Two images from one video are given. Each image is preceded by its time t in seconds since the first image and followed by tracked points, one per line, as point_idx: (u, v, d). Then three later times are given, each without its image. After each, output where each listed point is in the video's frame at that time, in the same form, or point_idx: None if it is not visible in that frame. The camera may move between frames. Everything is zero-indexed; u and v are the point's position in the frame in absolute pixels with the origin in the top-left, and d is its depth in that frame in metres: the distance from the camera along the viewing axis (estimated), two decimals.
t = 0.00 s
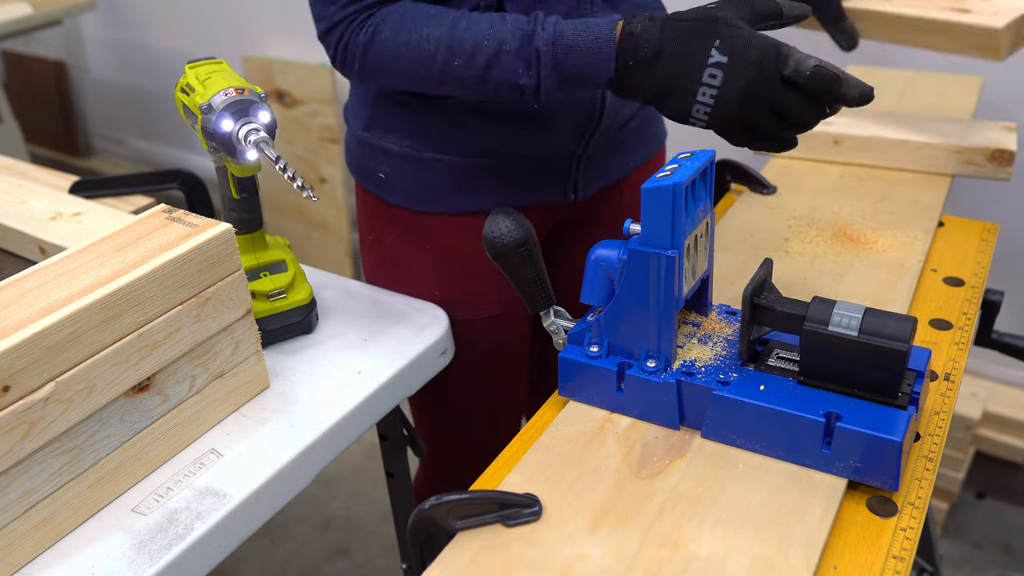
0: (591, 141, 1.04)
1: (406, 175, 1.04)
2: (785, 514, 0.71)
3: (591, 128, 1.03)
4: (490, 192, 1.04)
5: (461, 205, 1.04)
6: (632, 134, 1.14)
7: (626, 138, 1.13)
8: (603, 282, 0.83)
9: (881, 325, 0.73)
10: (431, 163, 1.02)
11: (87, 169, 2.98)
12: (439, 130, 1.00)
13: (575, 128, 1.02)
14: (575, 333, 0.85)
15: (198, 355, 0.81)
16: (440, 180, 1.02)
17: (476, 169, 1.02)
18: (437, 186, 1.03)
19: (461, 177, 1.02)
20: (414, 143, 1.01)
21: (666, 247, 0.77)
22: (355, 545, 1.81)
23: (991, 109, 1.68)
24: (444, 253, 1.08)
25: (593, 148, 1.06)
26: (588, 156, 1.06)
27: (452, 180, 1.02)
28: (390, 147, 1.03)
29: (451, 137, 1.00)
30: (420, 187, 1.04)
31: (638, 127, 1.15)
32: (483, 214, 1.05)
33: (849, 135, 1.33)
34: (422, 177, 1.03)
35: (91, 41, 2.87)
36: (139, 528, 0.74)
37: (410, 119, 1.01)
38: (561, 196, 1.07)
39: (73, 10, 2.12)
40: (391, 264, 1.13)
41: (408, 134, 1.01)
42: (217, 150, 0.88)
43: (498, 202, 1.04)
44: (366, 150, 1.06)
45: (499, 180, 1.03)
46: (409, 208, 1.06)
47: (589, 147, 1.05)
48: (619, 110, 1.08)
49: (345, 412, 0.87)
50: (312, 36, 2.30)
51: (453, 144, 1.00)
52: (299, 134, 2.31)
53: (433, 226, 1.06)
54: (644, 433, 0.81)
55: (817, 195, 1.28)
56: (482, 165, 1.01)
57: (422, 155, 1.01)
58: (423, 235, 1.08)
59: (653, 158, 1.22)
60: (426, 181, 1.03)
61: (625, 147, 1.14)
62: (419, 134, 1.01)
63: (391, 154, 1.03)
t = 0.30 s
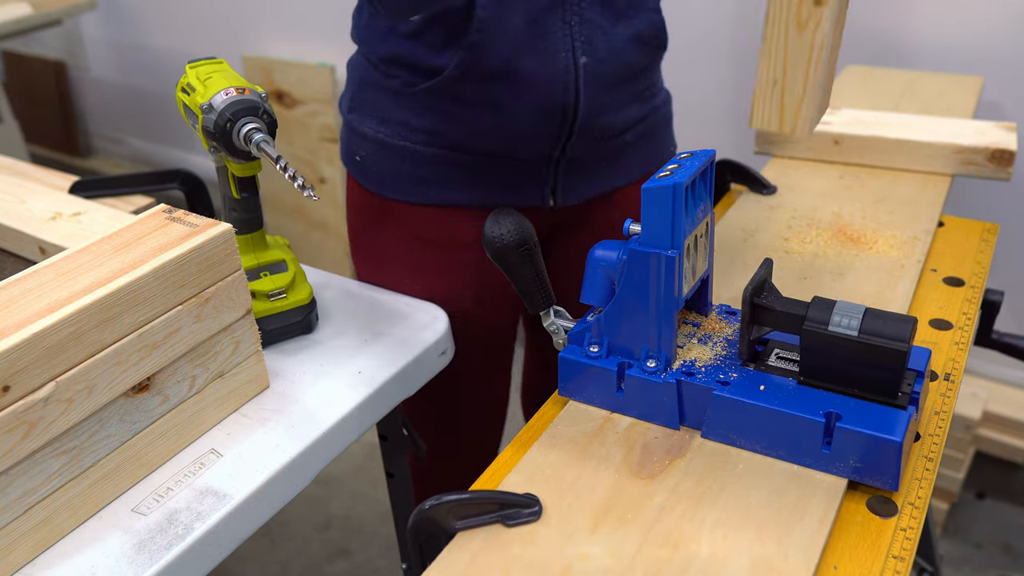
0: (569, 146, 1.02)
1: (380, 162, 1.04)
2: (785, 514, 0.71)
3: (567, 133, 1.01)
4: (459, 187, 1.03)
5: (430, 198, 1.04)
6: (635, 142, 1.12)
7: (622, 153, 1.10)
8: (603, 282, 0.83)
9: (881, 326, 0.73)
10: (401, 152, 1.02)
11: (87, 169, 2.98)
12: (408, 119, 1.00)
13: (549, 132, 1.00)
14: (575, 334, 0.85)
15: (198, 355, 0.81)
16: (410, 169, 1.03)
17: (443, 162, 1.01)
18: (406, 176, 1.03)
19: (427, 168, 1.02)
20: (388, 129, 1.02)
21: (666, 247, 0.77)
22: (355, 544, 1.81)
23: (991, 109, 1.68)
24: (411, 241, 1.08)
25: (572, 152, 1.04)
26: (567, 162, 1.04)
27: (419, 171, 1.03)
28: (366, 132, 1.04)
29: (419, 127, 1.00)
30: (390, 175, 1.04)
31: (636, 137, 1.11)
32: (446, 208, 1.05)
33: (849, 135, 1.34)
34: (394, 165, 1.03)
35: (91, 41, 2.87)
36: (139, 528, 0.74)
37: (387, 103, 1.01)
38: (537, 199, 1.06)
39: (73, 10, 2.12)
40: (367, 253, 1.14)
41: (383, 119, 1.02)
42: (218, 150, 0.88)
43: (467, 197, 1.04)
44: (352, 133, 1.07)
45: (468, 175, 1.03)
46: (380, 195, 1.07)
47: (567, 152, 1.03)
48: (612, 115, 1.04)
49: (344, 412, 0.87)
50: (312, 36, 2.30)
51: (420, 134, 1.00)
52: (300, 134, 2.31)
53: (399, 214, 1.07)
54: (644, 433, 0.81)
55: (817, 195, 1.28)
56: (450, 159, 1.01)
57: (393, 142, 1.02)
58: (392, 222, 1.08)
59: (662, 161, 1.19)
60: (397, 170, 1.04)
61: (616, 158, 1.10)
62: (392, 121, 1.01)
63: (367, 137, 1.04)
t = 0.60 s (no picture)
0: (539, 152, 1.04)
1: (352, 150, 1.06)
2: (785, 514, 0.71)
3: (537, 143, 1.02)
4: (430, 183, 1.04)
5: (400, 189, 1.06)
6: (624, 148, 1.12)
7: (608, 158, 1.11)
8: (603, 282, 0.83)
9: (881, 326, 0.73)
10: (375, 143, 1.03)
11: (87, 169, 2.98)
12: (380, 111, 1.01)
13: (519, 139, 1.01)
14: (575, 334, 0.85)
15: (198, 355, 0.81)
16: (380, 161, 1.04)
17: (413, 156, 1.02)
18: (376, 166, 1.05)
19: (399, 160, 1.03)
20: (363, 118, 1.03)
21: (666, 247, 0.77)
22: (355, 544, 1.81)
23: (991, 109, 1.68)
24: (389, 231, 1.10)
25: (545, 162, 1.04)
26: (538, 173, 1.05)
27: (390, 163, 1.04)
28: (342, 119, 1.05)
29: (392, 120, 1.00)
30: (362, 163, 1.06)
31: (613, 150, 1.11)
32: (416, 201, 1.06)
33: (849, 135, 1.34)
34: (365, 154, 1.05)
35: (91, 41, 2.87)
36: (139, 528, 0.74)
37: (363, 93, 1.02)
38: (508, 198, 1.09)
39: (73, 10, 2.12)
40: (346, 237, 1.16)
41: (358, 109, 1.03)
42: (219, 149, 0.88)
43: (436, 193, 1.05)
44: (330, 119, 1.08)
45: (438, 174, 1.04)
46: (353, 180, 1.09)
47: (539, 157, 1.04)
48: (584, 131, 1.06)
49: (345, 412, 0.87)
50: (312, 36, 2.30)
51: (392, 126, 1.01)
52: (299, 134, 2.31)
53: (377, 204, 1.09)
54: (644, 433, 0.81)
55: (817, 195, 1.28)
56: (420, 157, 1.02)
57: (365, 132, 1.03)
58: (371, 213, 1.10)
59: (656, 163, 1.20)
60: (368, 159, 1.05)
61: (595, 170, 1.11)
62: (366, 112, 1.02)
63: (344, 125, 1.05)
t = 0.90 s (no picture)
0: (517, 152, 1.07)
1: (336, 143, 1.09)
2: (785, 515, 0.71)
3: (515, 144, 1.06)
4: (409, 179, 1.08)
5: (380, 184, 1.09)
6: (610, 148, 1.14)
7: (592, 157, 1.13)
8: (602, 283, 0.83)
9: (874, 325, 0.73)
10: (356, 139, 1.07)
11: (87, 169, 2.98)
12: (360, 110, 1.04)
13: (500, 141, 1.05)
14: (575, 334, 0.85)
15: (198, 355, 0.81)
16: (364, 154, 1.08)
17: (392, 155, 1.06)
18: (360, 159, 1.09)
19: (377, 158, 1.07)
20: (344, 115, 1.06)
21: (665, 247, 0.77)
22: (354, 544, 1.81)
23: (991, 109, 1.68)
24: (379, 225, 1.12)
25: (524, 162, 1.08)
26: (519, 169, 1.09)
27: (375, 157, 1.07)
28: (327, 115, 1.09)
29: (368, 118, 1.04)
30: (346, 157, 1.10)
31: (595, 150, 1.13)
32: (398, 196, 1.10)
33: (849, 135, 1.34)
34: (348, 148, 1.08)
35: (91, 41, 2.87)
36: (139, 528, 0.74)
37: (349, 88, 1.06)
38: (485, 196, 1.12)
39: (73, 10, 2.11)
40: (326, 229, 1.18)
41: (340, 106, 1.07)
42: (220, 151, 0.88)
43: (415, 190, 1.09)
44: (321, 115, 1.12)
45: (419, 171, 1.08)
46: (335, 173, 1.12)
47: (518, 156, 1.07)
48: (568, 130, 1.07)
49: (344, 412, 0.87)
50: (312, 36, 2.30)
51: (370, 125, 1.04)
52: (299, 133, 2.31)
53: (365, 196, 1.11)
54: (644, 433, 0.81)
55: (817, 195, 1.28)
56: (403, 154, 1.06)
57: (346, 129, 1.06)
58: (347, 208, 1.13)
59: (646, 165, 1.22)
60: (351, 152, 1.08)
61: (576, 169, 1.13)
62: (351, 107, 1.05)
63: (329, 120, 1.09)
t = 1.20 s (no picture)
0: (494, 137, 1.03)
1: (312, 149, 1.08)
2: (785, 515, 0.71)
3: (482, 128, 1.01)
4: (388, 174, 1.05)
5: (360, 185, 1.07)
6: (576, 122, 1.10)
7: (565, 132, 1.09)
8: (602, 282, 0.83)
9: (875, 325, 0.73)
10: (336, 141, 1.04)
11: (87, 169, 2.98)
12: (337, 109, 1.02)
13: (467, 128, 1.00)
14: (575, 334, 0.85)
15: (198, 355, 0.81)
16: (338, 157, 1.05)
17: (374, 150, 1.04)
18: (336, 163, 1.06)
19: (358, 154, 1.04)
20: (320, 118, 1.04)
21: (665, 247, 0.77)
22: (354, 545, 1.81)
23: (991, 109, 1.68)
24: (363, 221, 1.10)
25: (498, 146, 1.04)
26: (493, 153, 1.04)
27: (350, 158, 1.05)
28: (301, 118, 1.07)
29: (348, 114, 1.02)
30: (321, 162, 1.07)
31: (565, 125, 1.08)
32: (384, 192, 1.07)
33: (849, 135, 1.34)
34: (323, 153, 1.06)
35: (91, 41, 2.87)
36: (139, 528, 0.74)
37: (317, 93, 1.04)
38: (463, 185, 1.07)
39: (73, 10, 2.11)
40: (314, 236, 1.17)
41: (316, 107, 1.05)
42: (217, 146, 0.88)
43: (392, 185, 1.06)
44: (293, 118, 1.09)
45: (393, 166, 1.05)
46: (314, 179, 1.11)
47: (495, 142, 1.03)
48: (535, 108, 1.03)
49: (345, 412, 0.87)
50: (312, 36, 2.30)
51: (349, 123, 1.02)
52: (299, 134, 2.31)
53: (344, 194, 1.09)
54: (644, 433, 0.81)
55: (817, 195, 1.28)
56: (375, 150, 1.03)
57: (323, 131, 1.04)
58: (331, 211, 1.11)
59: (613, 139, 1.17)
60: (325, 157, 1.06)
61: (549, 145, 1.08)
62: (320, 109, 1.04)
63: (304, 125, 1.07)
